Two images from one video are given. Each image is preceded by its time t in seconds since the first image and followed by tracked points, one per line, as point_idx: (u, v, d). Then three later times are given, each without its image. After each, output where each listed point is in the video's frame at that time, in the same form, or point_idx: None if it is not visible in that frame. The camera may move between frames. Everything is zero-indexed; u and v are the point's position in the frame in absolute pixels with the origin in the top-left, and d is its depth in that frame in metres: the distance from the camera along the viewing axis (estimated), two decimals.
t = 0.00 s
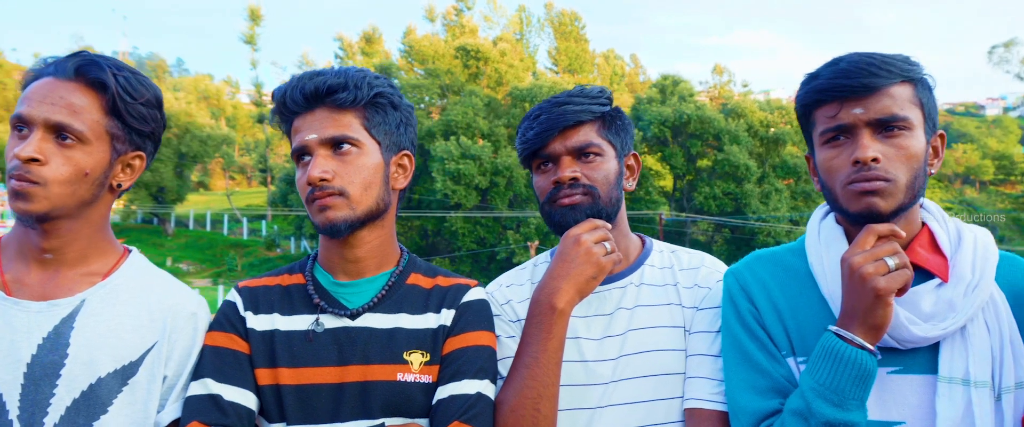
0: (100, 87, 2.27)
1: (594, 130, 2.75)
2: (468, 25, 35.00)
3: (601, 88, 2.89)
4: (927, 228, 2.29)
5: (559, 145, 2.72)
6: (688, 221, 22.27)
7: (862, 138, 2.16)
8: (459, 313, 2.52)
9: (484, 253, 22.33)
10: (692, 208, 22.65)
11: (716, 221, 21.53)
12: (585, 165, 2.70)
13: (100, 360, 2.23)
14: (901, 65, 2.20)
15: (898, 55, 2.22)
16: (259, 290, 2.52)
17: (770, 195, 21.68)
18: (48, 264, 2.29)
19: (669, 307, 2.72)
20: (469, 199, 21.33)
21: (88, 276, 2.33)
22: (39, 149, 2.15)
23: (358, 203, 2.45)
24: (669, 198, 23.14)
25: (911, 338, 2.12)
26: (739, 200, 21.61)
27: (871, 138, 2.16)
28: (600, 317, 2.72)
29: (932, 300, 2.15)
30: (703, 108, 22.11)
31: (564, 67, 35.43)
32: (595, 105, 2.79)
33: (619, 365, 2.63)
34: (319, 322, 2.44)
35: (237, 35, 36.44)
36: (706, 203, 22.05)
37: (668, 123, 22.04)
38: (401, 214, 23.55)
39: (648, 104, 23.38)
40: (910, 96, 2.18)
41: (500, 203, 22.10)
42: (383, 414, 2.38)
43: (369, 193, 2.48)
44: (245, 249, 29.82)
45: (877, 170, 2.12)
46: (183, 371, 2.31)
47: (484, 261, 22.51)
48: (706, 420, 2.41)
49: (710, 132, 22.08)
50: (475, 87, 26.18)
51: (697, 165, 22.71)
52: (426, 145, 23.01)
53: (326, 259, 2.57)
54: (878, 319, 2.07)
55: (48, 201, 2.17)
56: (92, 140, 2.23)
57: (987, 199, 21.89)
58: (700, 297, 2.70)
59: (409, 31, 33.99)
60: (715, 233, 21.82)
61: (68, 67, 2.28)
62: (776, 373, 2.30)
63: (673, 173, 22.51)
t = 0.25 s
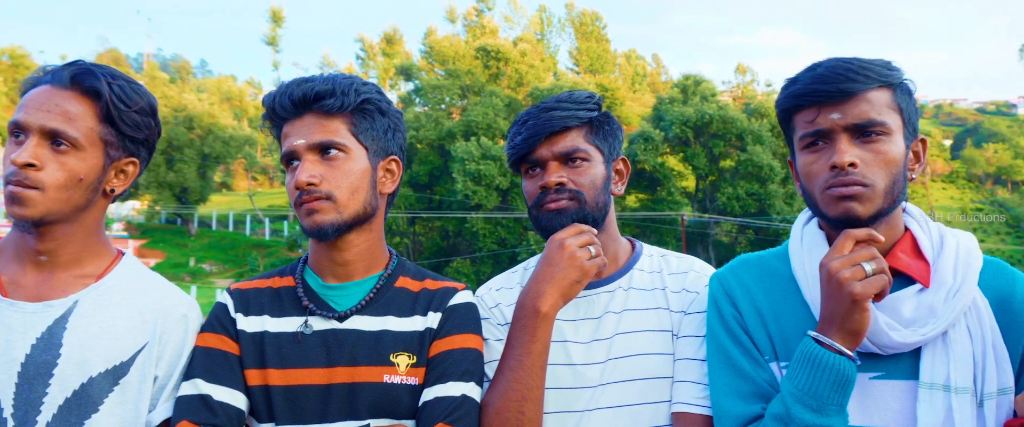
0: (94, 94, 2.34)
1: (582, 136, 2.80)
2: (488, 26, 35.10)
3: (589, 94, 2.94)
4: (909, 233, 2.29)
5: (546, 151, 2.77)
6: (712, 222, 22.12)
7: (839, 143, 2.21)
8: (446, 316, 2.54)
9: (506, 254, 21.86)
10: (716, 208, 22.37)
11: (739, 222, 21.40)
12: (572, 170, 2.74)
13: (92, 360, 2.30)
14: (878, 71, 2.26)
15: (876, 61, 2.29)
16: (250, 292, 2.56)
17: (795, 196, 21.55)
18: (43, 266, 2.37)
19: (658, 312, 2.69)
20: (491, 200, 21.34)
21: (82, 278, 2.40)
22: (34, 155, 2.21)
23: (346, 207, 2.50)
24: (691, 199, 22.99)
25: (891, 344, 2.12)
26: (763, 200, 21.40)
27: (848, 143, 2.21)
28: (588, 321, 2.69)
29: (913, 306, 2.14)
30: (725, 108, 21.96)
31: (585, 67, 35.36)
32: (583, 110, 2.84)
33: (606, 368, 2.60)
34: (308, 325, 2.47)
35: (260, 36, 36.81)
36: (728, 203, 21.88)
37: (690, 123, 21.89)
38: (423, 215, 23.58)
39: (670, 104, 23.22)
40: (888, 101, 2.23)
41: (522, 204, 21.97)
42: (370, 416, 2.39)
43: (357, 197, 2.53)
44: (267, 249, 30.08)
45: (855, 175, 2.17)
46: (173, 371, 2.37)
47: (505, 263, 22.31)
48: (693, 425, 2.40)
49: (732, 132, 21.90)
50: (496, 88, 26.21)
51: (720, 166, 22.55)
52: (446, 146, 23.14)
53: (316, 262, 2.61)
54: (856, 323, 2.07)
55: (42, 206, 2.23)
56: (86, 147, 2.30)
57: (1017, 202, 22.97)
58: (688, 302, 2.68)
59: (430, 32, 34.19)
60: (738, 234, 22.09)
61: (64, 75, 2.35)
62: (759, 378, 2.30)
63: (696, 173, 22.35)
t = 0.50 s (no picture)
0: (96, 99, 2.42)
1: (577, 139, 2.81)
2: (505, 28, 35.20)
3: (586, 97, 2.95)
4: (900, 236, 2.29)
5: (542, 153, 2.78)
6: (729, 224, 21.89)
7: (828, 147, 2.22)
8: (440, 318, 2.57)
9: (521, 255, 21.77)
10: (733, 210, 22.17)
11: (756, 224, 21.26)
12: (567, 173, 2.75)
13: (94, 358, 2.37)
14: (867, 75, 2.27)
15: (867, 64, 2.30)
16: (249, 293, 2.61)
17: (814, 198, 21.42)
18: (47, 266, 2.45)
19: (652, 314, 2.70)
20: (507, 201, 21.37)
21: (84, 279, 2.47)
22: (38, 158, 2.30)
23: (341, 210, 2.54)
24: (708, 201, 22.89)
25: (879, 346, 2.12)
26: (781, 202, 21.26)
27: (837, 147, 2.22)
28: (582, 322, 2.70)
29: (902, 308, 2.14)
30: (743, 109, 21.85)
31: (602, 68, 35.37)
32: (580, 114, 2.85)
33: (600, 369, 2.61)
34: (305, 325, 2.51)
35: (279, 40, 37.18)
36: (746, 205, 21.62)
37: (707, 124, 21.78)
38: (440, 217, 23.56)
39: (687, 105, 23.13)
40: (877, 104, 2.24)
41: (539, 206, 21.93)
42: (364, 415, 2.42)
43: (353, 200, 2.57)
44: (284, 251, 30.30)
45: (843, 179, 2.18)
46: (173, 370, 2.43)
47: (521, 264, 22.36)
48: None
49: (750, 133, 21.75)
50: (512, 90, 26.27)
51: (738, 167, 22.43)
52: (463, 148, 23.22)
53: (314, 264, 2.64)
54: (843, 326, 2.08)
55: (46, 207, 2.31)
56: (89, 151, 2.38)
57: None
58: (681, 304, 2.69)
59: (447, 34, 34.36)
60: (757, 236, 22.08)
61: (67, 81, 2.44)
62: (749, 379, 2.31)
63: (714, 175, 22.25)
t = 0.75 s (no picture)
0: (101, 105, 2.50)
1: (576, 141, 2.83)
2: (521, 29, 35.28)
3: (585, 100, 2.98)
4: (893, 238, 2.31)
5: (541, 156, 2.81)
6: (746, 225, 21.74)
7: (821, 149, 2.24)
8: (438, 317, 2.60)
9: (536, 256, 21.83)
10: (748, 209, 22.08)
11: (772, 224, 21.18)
12: (565, 174, 2.78)
13: (100, 357, 2.44)
14: (861, 78, 2.28)
15: (861, 67, 2.31)
16: (252, 293, 2.66)
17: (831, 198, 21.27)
18: (55, 267, 2.53)
19: (648, 314, 2.72)
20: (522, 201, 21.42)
21: (91, 279, 2.55)
22: (47, 162, 2.38)
23: (342, 212, 2.58)
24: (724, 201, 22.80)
25: (870, 347, 2.13)
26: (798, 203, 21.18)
27: (830, 149, 2.23)
28: (579, 322, 2.72)
29: (894, 309, 2.15)
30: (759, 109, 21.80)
31: (617, 69, 35.40)
32: (578, 116, 2.88)
33: (597, 369, 2.63)
34: (306, 324, 2.55)
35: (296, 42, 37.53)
36: (762, 205, 21.54)
37: (723, 124, 21.70)
38: (455, 217, 23.67)
39: (702, 105, 23.06)
40: (869, 107, 2.25)
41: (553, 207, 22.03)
42: (363, 412, 2.46)
43: (354, 202, 2.61)
44: (301, 251, 30.57)
45: (835, 181, 2.19)
46: (177, 368, 2.49)
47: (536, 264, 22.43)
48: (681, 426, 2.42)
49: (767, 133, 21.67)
50: (528, 90, 26.35)
51: (754, 167, 22.33)
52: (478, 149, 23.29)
53: (316, 264, 2.69)
54: (834, 327, 2.09)
55: (54, 209, 2.38)
56: (95, 155, 2.46)
57: None
58: (678, 304, 2.71)
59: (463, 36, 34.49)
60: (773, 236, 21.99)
61: (74, 87, 2.52)
62: (743, 379, 2.33)
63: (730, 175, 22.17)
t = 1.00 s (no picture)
0: (110, 110, 2.58)
1: (575, 144, 2.87)
2: (535, 29, 35.36)
3: (584, 103, 3.01)
4: (886, 238, 2.33)
5: (540, 157, 2.84)
6: (761, 224, 21.60)
7: (813, 150, 2.26)
8: (438, 316, 2.65)
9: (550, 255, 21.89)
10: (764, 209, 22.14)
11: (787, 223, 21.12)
12: (563, 176, 2.81)
13: (108, 355, 2.51)
14: (853, 80, 2.31)
15: (852, 70, 2.33)
16: (256, 292, 2.73)
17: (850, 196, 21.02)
18: (67, 266, 2.61)
19: (645, 313, 2.75)
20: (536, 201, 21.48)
21: (100, 279, 2.63)
22: (58, 166, 2.46)
23: (344, 214, 2.63)
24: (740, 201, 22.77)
25: (862, 344, 2.15)
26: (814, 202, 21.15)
27: (822, 151, 2.26)
28: (578, 321, 2.76)
29: (885, 308, 2.18)
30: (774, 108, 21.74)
31: (632, 68, 35.41)
32: (577, 119, 2.91)
33: (594, 367, 2.67)
34: (308, 323, 2.61)
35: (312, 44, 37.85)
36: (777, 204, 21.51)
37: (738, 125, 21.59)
38: (470, 218, 23.78)
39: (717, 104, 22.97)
40: (861, 109, 2.28)
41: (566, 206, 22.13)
42: (364, 409, 2.51)
43: (356, 204, 2.67)
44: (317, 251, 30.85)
45: (827, 182, 2.21)
46: (183, 365, 2.56)
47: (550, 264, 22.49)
48: (676, 423, 2.45)
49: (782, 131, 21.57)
50: (542, 90, 26.43)
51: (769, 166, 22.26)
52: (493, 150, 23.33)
53: (319, 265, 2.74)
54: (825, 325, 2.11)
55: (66, 211, 2.47)
56: (104, 158, 2.54)
57: None
58: (675, 304, 2.74)
59: (477, 36, 34.64)
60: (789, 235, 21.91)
61: (83, 94, 2.60)
62: (737, 378, 2.35)
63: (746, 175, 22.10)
